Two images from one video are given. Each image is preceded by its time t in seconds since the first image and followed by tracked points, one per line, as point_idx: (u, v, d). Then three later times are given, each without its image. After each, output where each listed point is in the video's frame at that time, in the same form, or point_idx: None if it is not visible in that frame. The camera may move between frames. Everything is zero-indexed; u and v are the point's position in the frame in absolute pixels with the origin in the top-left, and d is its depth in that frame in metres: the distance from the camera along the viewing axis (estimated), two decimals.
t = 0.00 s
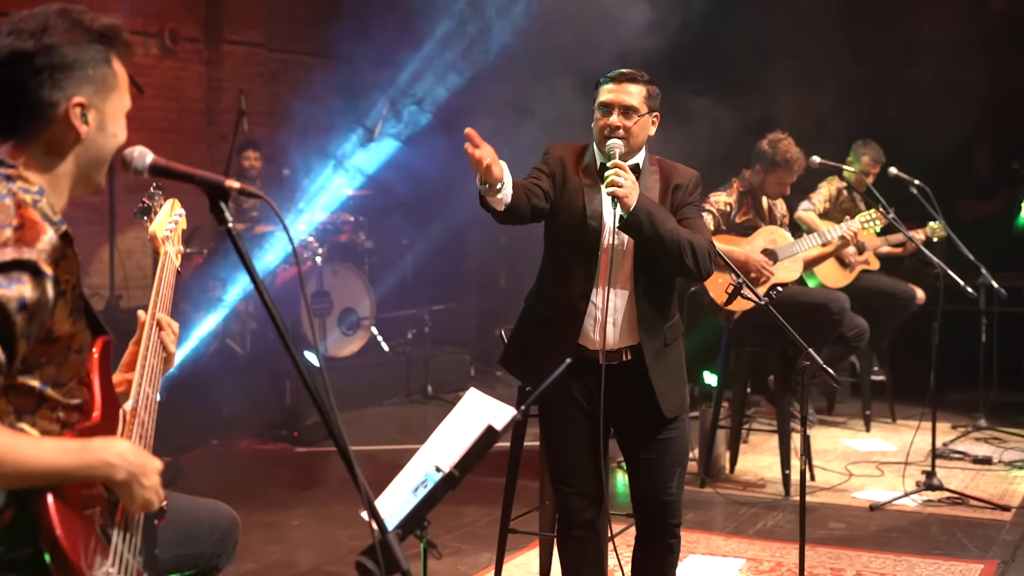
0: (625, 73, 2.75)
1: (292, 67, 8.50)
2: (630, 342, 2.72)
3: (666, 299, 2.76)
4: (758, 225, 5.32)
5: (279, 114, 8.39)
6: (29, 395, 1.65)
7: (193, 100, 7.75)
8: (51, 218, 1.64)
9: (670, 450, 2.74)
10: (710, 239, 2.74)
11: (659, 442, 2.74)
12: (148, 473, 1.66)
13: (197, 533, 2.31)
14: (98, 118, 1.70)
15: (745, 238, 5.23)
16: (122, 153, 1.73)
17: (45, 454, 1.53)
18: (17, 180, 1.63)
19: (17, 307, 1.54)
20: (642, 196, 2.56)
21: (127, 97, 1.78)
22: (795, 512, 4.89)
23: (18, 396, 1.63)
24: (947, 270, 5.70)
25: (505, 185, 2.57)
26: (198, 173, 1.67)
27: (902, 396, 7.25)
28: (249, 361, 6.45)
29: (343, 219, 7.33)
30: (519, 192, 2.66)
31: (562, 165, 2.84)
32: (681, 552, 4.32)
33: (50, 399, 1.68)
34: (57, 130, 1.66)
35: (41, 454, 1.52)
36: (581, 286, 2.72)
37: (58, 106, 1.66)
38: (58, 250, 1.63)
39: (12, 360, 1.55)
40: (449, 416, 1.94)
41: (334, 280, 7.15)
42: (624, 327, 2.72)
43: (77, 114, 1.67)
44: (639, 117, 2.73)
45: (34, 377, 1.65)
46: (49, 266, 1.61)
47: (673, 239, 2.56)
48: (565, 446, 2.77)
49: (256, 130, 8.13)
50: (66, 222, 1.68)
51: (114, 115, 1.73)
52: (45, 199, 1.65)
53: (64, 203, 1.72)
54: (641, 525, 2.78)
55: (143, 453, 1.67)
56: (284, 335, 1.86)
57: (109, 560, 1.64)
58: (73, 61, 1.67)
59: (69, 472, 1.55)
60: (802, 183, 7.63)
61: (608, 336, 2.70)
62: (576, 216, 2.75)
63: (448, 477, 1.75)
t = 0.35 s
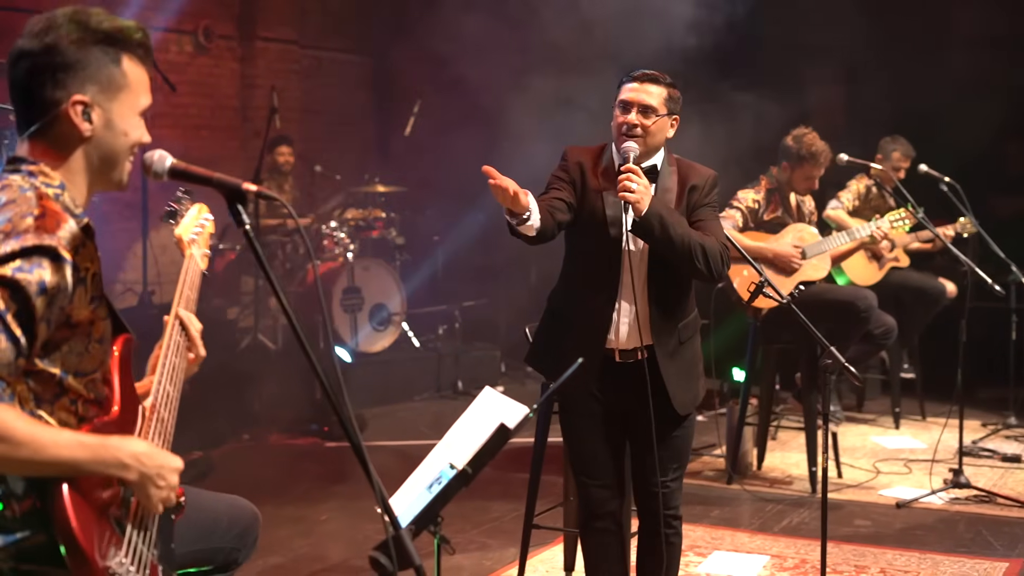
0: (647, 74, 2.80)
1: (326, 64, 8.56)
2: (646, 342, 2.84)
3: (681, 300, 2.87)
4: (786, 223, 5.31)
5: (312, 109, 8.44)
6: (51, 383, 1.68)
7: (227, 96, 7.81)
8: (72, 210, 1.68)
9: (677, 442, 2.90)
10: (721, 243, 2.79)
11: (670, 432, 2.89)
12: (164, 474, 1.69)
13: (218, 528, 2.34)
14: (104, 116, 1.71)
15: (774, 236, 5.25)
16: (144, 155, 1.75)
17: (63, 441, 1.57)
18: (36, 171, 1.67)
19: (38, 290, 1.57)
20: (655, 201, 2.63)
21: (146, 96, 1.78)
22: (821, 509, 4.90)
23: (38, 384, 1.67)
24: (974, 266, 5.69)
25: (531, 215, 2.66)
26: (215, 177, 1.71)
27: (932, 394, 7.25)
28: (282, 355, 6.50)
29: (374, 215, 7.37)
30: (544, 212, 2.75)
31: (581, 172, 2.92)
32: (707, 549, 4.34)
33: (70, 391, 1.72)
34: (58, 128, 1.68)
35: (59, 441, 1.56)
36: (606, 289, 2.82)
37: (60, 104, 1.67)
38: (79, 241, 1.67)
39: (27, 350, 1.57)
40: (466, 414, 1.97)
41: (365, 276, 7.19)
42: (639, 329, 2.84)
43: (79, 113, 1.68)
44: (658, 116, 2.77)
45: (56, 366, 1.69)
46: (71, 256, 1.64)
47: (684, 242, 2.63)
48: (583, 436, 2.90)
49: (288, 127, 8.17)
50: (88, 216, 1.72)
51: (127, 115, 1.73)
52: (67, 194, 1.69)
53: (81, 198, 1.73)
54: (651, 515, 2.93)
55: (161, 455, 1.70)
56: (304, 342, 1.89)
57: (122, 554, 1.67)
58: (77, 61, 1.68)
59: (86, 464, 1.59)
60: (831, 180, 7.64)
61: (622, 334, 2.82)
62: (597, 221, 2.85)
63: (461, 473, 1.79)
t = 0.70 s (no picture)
0: (671, 79, 2.81)
1: (357, 60, 8.68)
2: (672, 339, 2.89)
3: (708, 298, 2.90)
4: (811, 221, 5.33)
5: (345, 106, 8.49)
6: (47, 371, 1.75)
7: (260, 94, 7.86)
8: (78, 208, 1.77)
9: (705, 438, 2.92)
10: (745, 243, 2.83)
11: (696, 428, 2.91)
12: (132, 469, 1.71)
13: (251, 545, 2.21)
14: (105, 121, 1.79)
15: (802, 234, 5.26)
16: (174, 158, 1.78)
17: (21, 424, 1.62)
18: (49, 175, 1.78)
19: (11, 274, 1.64)
20: (679, 203, 2.67)
21: (158, 93, 1.84)
22: (848, 506, 4.92)
23: (34, 371, 1.73)
24: (1002, 263, 5.70)
25: (561, 228, 2.71)
26: (246, 176, 1.75)
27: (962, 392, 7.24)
28: (313, 350, 6.55)
29: (405, 212, 7.41)
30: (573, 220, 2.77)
31: (607, 175, 2.95)
32: (734, 544, 4.36)
33: (68, 379, 1.78)
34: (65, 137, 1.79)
35: (15, 423, 1.61)
36: (633, 288, 2.86)
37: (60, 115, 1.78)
38: (73, 235, 1.74)
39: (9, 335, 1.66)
40: (490, 408, 2.01)
41: (396, 272, 7.23)
42: (665, 325, 2.89)
43: (78, 123, 1.78)
44: (683, 122, 2.79)
45: (51, 354, 1.75)
46: (61, 249, 1.72)
47: (707, 244, 2.67)
48: (612, 431, 2.97)
49: (320, 123, 8.23)
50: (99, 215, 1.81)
51: (132, 117, 1.81)
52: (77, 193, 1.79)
53: (97, 203, 1.84)
54: (679, 509, 2.96)
55: (133, 450, 1.73)
56: (332, 336, 1.90)
57: (90, 539, 1.71)
58: (68, 74, 1.78)
59: (44, 452, 1.63)
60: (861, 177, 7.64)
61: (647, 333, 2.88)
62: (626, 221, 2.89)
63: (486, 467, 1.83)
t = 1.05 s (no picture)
0: (701, 83, 2.86)
1: (386, 58, 8.67)
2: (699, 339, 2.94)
3: (734, 298, 2.94)
4: (838, 217, 5.37)
5: (374, 102, 8.55)
6: (63, 358, 1.79)
7: (290, 90, 7.93)
8: (99, 204, 1.82)
9: (732, 432, 2.96)
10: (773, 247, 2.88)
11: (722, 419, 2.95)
12: (120, 442, 1.70)
13: (294, 564, 2.13)
14: (150, 116, 1.84)
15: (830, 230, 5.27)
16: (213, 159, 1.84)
17: (8, 393, 1.66)
18: (88, 171, 1.86)
19: (7, 264, 1.70)
20: (706, 210, 2.70)
21: (205, 109, 1.88)
22: (873, 501, 4.94)
23: (52, 358, 1.79)
24: None
25: (587, 249, 2.76)
26: (281, 176, 1.79)
27: (989, 388, 7.25)
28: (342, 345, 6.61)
29: (434, 207, 7.47)
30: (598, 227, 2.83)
31: (635, 179, 3.00)
32: (759, 539, 4.40)
33: (86, 366, 1.81)
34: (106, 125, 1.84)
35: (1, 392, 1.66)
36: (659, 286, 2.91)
37: (113, 99, 1.84)
38: (79, 229, 1.78)
39: (14, 324, 1.72)
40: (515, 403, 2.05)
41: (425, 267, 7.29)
42: (689, 324, 2.93)
43: (125, 109, 1.84)
44: (715, 129, 2.83)
45: (67, 342, 1.79)
46: (62, 241, 1.76)
47: (733, 249, 2.70)
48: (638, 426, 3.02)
49: (350, 120, 8.28)
50: (124, 212, 1.85)
51: (174, 120, 1.84)
52: (103, 192, 1.84)
53: (127, 200, 1.87)
54: (706, 501, 3.00)
55: (127, 427, 1.72)
56: (364, 333, 1.95)
57: (77, 514, 1.70)
58: (132, 63, 1.84)
59: (26, 420, 1.65)
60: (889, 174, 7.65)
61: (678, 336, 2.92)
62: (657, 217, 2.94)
63: (512, 459, 1.87)
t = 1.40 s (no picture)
0: (741, 86, 2.88)
1: (419, 56, 8.69)
2: (725, 335, 2.96)
3: (762, 297, 2.97)
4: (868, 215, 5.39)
5: (406, 100, 8.60)
6: (108, 338, 1.80)
7: (323, 89, 7.98)
8: (140, 185, 1.83)
9: (760, 429, 2.99)
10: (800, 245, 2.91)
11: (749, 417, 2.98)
12: (163, 421, 1.70)
13: (338, 556, 2.18)
14: (192, 120, 1.85)
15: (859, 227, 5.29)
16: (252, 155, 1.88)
17: (53, 376, 1.68)
18: (129, 155, 1.88)
19: (51, 248, 1.71)
20: (735, 210, 2.73)
21: (246, 105, 1.89)
22: (902, 498, 4.96)
23: (96, 337, 1.80)
24: None
25: (612, 249, 2.78)
26: (316, 176, 1.84)
27: (1020, 387, 7.25)
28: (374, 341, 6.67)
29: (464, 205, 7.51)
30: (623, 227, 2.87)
31: (663, 179, 3.04)
32: (788, 535, 4.42)
33: (131, 344, 1.82)
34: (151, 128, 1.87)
35: (48, 378, 1.68)
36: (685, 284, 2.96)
37: (150, 108, 1.85)
38: (120, 211, 1.78)
39: (59, 307, 1.74)
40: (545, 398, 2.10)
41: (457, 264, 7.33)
42: (717, 322, 2.96)
43: (163, 118, 1.85)
44: (745, 130, 2.86)
45: (111, 321, 1.80)
46: (100, 222, 1.75)
47: (761, 249, 2.73)
48: (667, 420, 3.06)
49: (382, 118, 8.32)
50: (164, 192, 1.85)
51: (215, 129, 1.85)
52: (143, 175, 1.86)
53: (169, 184, 1.89)
54: (734, 497, 3.03)
55: (172, 406, 1.72)
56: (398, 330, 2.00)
57: (123, 491, 1.70)
58: (167, 67, 1.83)
59: (70, 402, 1.66)
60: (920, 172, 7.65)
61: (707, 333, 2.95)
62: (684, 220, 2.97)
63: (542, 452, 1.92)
